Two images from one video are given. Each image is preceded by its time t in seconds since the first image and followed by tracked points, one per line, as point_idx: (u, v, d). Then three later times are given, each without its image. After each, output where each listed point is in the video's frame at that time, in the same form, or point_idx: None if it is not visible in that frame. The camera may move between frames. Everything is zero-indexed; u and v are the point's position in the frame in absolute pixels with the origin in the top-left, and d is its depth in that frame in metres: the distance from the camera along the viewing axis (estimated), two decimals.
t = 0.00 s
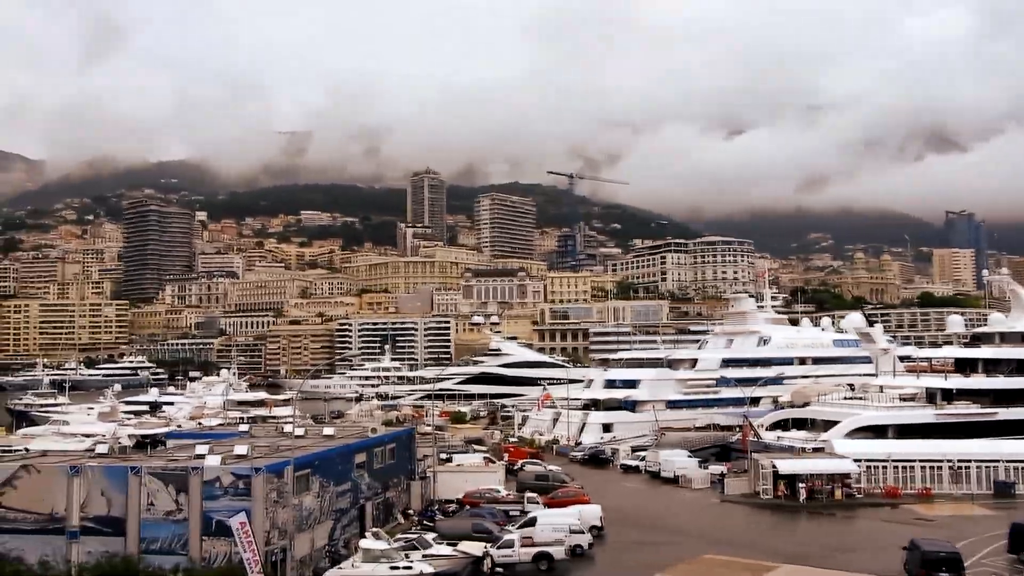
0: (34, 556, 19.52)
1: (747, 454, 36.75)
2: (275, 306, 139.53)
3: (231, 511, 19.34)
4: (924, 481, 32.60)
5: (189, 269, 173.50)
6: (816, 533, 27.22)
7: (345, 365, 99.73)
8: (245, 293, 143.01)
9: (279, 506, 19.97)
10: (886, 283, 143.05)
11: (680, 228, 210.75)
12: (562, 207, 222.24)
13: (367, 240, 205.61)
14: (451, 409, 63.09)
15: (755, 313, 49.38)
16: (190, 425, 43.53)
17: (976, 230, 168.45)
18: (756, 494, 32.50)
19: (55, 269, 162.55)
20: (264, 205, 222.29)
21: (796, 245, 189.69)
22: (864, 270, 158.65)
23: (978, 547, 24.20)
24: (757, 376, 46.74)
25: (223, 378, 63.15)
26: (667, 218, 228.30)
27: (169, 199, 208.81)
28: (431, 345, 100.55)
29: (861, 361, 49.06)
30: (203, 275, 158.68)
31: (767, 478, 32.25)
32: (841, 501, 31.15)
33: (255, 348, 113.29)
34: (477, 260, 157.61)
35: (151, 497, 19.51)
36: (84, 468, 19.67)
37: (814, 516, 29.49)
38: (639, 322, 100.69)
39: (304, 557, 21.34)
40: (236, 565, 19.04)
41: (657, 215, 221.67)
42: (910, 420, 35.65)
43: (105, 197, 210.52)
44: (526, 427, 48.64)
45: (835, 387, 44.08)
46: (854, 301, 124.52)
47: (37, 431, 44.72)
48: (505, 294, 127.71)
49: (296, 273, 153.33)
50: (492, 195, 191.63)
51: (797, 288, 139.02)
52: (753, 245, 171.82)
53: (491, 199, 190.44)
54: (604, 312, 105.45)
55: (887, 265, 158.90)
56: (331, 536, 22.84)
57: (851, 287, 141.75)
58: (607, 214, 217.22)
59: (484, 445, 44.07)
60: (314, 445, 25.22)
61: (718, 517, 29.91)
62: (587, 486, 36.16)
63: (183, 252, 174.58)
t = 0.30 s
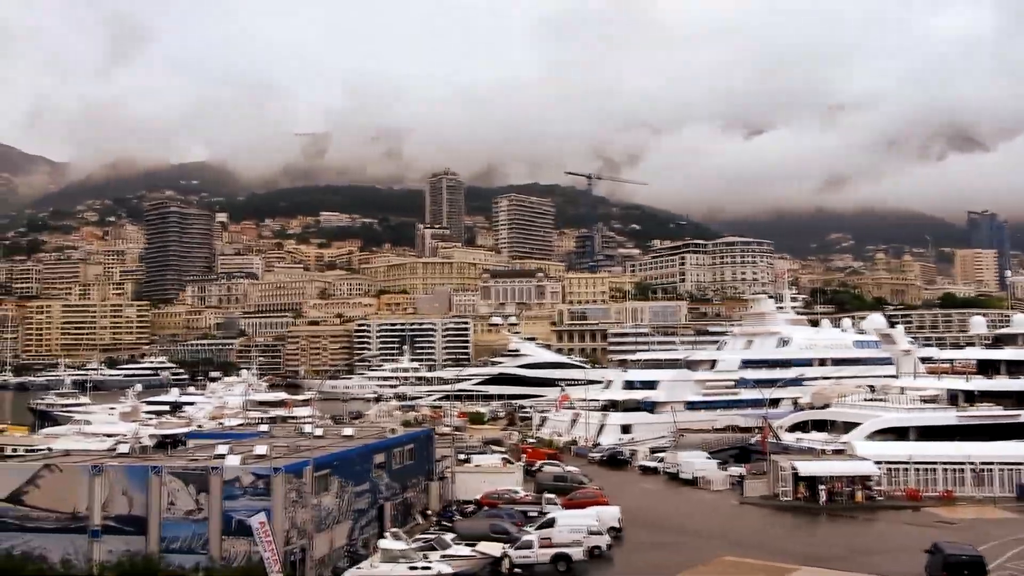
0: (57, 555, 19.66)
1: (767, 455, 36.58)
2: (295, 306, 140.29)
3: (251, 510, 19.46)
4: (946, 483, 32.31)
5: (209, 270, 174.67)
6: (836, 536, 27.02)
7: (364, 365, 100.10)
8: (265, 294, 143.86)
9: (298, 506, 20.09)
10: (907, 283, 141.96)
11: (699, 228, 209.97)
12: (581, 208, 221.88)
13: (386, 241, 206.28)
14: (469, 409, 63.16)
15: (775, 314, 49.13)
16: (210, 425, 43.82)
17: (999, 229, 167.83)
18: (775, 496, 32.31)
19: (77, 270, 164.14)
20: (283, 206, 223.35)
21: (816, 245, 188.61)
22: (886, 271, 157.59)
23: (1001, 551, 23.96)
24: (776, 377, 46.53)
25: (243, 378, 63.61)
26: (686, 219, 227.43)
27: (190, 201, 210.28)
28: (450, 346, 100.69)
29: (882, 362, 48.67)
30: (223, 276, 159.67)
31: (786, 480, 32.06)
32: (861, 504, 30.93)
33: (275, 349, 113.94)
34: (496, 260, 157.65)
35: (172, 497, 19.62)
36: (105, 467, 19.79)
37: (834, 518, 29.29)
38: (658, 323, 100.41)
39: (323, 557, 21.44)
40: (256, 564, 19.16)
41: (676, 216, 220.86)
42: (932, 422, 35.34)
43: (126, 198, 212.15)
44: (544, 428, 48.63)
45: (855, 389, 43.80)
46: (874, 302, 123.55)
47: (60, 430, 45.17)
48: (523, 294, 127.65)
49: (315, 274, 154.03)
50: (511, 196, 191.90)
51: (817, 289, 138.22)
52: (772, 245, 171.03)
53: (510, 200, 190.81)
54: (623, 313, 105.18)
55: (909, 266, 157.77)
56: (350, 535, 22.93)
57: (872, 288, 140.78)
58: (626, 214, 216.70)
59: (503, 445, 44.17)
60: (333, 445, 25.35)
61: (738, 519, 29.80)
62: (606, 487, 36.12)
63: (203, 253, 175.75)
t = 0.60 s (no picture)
0: (82, 554, 19.85)
1: (789, 456, 36.42)
2: (315, 307, 140.99)
3: (273, 510, 19.60)
4: (971, 485, 31.99)
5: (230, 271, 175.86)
6: (859, 537, 26.84)
7: (384, 366, 100.46)
8: (286, 294, 144.77)
9: (320, 506, 20.23)
10: (930, 283, 140.77)
11: (720, 227, 208.96)
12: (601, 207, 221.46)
13: (406, 242, 206.83)
14: (490, 410, 63.22)
15: (796, 314, 48.82)
16: (232, 425, 44.17)
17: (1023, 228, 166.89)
18: (798, 497, 32.11)
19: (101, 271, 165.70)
20: (303, 207, 224.38)
21: (838, 245, 187.52)
22: (908, 271, 156.48)
23: None
24: (798, 377, 46.26)
25: (265, 378, 63.97)
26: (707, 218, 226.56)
27: (212, 202, 211.58)
28: (470, 346, 100.85)
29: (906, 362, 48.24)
30: (244, 277, 160.73)
31: (808, 481, 31.85)
32: (885, 506, 30.70)
33: (296, 350, 114.67)
34: (516, 261, 157.76)
35: (195, 497, 19.78)
36: (129, 467, 19.99)
37: (857, 519, 29.08)
38: (679, 323, 100.02)
39: (345, 556, 21.57)
40: (278, 564, 19.26)
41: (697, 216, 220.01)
42: (957, 423, 35.00)
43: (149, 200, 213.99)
44: (564, 428, 48.60)
45: (879, 389, 43.46)
46: (897, 301, 122.39)
47: (84, 430, 45.66)
48: (543, 295, 127.65)
49: (336, 274, 154.71)
50: (532, 196, 192.97)
51: (839, 289, 137.40)
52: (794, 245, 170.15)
53: (530, 200, 191.36)
54: (643, 313, 104.89)
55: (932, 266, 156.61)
56: (371, 535, 23.03)
57: (894, 288, 139.76)
58: (646, 213, 215.92)
59: (523, 446, 44.20)
60: (355, 445, 25.46)
61: (760, 520, 29.67)
62: (627, 488, 36.06)
63: (224, 254, 176.96)
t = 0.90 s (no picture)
0: (108, 552, 20.02)
1: (812, 456, 36.17)
2: (336, 307, 141.66)
3: (296, 509, 19.70)
4: (997, 485, 31.67)
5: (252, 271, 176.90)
6: (883, 537, 26.60)
7: (406, 365, 100.73)
8: (308, 295, 145.46)
9: (342, 505, 20.31)
10: (955, 281, 139.28)
11: (742, 226, 207.69)
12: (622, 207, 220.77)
13: (426, 242, 207.38)
14: (510, 409, 63.19)
15: (819, 312, 48.46)
16: (256, 424, 44.42)
17: None
18: (821, 497, 31.88)
19: (124, 272, 167.29)
20: (324, 207, 225.31)
21: (861, 243, 186.27)
22: (933, 269, 154.93)
23: None
24: (822, 377, 45.96)
25: (288, 378, 64.31)
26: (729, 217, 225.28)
27: (234, 203, 212.97)
28: (491, 346, 100.88)
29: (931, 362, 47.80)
30: (266, 278, 161.64)
31: (832, 481, 31.63)
32: (909, 506, 30.43)
33: (318, 350, 115.22)
34: (536, 260, 157.63)
35: (219, 496, 19.89)
36: (154, 466, 20.11)
37: (881, 519, 28.85)
38: (700, 322, 99.57)
39: (367, 556, 21.63)
40: (301, 563, 19.35)
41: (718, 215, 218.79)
42: (983, 422, 34.66)
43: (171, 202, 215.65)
44: (586, 427, 48.51)
45: (903, 389, 43.09)
46: (921, 300, 121.15)
47: (110, 430, 46.16)
48: (564, 294, 127.46)
49: (357, 275, 155.20)
50: (552, 196, 192.83)
51: (863, 287, 136.25)
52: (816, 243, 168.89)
53: (550, 199, 191.59)
54: (665, 312, 104.41)
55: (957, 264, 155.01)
56: (393, 534, 23.09)
57: (918, 286, 138.36)
58: (667, 212, 214.96)
59: (544, 445, 44.20)
60: (376, 445, 25.50)
61: (782, 519, 29.52)
62: (648, 488, 35.92)
63: (246, 255, 178.04)
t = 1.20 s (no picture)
0: (130, 551, 20.16)
1: (833, 456, 35.92)
2: (355, 307, 142.15)
3: (315, 509, 19.77)
4: (1021, 484, 31.37)
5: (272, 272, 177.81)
6: (906, 537, 26.37)
7: (424, 365, 100.95)
8: (327, 295, 146.06)
9: (361, 504, 20.40)
10: (977, 279, 138.04)
11: (762, 225, 206.53)
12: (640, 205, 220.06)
13: (444, 242, 207.72)
14: (529, 409, 63.16)
15: (839, 311, 48.20)
16: (276, 425, 44.63)
17: None
18: (842, 497, 31.68)
19: (146, 273, 168.64)
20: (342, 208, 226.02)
21: (881, 241, 185.86)
22: (955, 266, 153.70)
23: None
24: (842, 375, 45.70)
25: (307, 379, 64.51)
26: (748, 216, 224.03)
27: (254, 203, 214.14)
28: (509, 345, 100.89)
29: (952, 360, 47.48)
30: (285, 278, 162.41)
31: (853, 480, 31.40)
32: (931, 505, 30.17)
33: (337, 350, 115.74)
34: (554, 259, 157.47)
35: (240, 496, 19.98)
36: (175, 466, 20.22)
37: (904, 519, 28.62)
38: (720, 321, 99.10)
39: (386, 555, 21.68)
40: (322, 563, 19.41)
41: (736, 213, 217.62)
42: (1006, 421, 34.37)
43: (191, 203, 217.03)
44: (604, 427, 48.42)
45: (924, 387, 42.81)
46: (943, 298, 120.06)
47: (132, 430, 46.51)
48: (582, 293, 127.33)
49: (376, 275, 155.61)
50: (570, 195, 192.72)
51: (883, 285, 135.29)
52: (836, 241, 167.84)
53: (569, 198, 191.83)
54: (684, 311, 103.94)
55: (979, 261, 153.70)
56: (412, 534, 23.10)
57: (940, 284, 137.22)
58: (685, 210, 213.98)
59: (563, 445, 44.14)
60: (395, 445, 25.52)
61: (803, 519, 29.39)
62: (668, 487, 35.79)
63: (266, 256, 178.96)
